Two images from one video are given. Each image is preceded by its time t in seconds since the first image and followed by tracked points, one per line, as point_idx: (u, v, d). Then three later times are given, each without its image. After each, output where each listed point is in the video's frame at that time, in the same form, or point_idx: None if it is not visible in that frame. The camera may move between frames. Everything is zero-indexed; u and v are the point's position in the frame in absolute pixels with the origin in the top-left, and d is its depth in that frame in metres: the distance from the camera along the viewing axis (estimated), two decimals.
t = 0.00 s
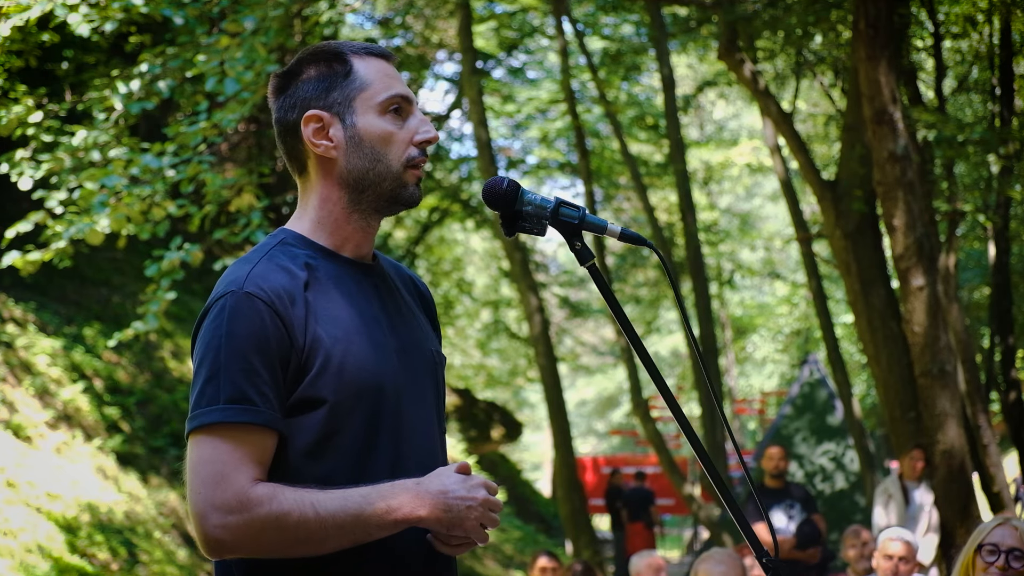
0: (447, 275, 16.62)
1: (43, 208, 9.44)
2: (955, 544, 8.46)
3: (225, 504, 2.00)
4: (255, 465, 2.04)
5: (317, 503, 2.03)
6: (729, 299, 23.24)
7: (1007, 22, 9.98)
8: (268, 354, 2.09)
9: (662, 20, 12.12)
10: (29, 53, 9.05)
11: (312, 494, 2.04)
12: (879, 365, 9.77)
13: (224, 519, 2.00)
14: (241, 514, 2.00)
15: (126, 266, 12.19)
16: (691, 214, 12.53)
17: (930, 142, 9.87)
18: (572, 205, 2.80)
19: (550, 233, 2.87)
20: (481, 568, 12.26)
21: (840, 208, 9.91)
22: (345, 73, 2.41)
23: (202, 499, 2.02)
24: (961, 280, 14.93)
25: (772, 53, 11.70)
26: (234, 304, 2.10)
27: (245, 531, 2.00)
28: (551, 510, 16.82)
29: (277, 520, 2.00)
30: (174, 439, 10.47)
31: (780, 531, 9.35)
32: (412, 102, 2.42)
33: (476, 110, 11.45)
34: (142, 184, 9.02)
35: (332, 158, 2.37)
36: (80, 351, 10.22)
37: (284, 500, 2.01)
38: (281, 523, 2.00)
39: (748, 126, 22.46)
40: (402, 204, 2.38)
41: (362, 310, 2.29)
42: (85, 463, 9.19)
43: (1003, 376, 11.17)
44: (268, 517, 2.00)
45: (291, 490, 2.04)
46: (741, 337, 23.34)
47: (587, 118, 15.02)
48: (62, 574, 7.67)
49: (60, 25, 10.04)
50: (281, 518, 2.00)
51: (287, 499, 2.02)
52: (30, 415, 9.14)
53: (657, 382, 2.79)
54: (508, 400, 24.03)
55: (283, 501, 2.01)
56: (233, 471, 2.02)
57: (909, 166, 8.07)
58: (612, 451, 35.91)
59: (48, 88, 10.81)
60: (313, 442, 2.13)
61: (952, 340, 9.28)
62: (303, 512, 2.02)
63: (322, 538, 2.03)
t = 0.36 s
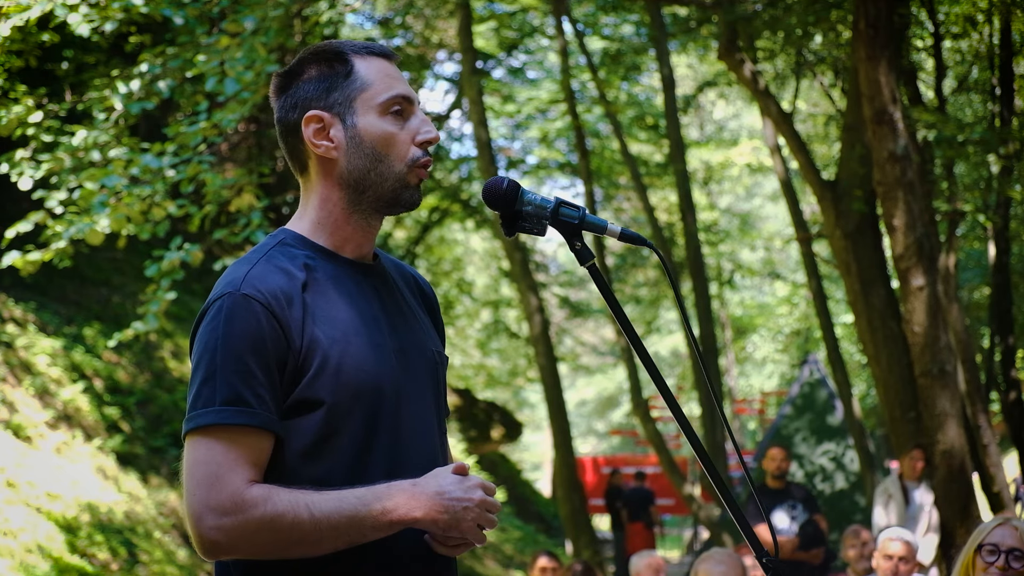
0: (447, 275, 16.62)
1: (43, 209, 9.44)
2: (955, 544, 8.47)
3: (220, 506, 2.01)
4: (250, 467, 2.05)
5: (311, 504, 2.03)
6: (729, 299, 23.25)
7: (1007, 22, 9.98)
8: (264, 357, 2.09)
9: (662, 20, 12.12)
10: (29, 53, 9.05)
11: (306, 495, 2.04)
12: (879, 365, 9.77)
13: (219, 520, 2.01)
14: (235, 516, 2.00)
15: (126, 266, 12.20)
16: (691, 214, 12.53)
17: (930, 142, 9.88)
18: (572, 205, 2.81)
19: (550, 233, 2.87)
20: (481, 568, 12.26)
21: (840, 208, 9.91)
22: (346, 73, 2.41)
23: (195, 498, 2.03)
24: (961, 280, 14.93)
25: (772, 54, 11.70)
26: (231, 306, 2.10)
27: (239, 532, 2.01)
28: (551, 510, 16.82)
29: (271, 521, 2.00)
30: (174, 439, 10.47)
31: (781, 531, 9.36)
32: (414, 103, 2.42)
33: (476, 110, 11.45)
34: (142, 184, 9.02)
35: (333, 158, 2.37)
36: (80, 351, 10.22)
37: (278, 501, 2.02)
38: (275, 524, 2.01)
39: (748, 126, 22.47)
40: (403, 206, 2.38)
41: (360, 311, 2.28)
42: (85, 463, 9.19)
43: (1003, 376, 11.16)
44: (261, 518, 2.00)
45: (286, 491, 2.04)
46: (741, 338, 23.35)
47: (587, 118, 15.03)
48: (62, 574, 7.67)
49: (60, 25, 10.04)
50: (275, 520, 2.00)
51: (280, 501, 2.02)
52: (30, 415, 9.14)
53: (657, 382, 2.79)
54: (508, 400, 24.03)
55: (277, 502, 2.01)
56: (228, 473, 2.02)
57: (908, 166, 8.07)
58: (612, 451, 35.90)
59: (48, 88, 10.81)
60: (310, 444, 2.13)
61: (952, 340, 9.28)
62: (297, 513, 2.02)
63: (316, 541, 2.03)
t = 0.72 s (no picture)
0: (447, 276, 16.61)
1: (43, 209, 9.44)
2: (955, 544, 8.47)
3: (218, 508, 2.02)
4: (249, 466, 2.05)
5: (302, 494, 2.02)
6: (729, 299, 23.25)
7: (1007, 22, 9.98)
8: (266, 358, 2.09)
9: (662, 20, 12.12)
10: (29, 53, 9.05)
11: (299, 483, 2.04)
12: (878, 365, 9.78)
13: (220, 523, 2.02)
14: (233, 516, 2.01)
15: (126, 265, 12.20)
16: (691, 214, 12.53)
17: (930, 142, 9.88)
18: (572, 205, 2.80)
19: (551, 233, 2.87)
20: (481, 568, 12.26)
21: (840, 208, 9.91)
22: (353, 73, 2.40)
23: (197, 503, 2.05)
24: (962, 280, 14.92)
25: (772, 54, 11.70)
26: (233, 308, 2.10)
27: (238, 532, 2.02)
28: (551, 510, 16.82)
29: (267, 518, 2.01)
30: (174, 439, 10.46)
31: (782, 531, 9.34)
32: (419, 103, 2.42)
33: (476, 110, 11.46)
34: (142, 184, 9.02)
35: (338, 158, 2.37)
36: (80, 352, 10.22)
37: (270, 496, 2.01)
38: (271, 519, 2.01)
39: (748, 126, 22.47)
40: (408, 206, 2.39)
41: (361, 310, 2.28)
42: (85, 463, 9.19)
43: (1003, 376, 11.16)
44: (257, 515, 2.01)
45: (277, 483, 2.03)
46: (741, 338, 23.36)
47: (587, 118, 15.03)
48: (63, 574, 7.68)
49: (60, 25, 10.04)
50: (269, 515, 2.01)
51: (273, 495, 2.01)
52: (30, 415, 9.14)
53: (657, 382, 2.79)
54: (508, 400, 24.02)
55: (269, 496, 2.01)
56: (227, 474, 2.03)
57: (908, 166, 8.08)
58: (612, 451, 35.90)
59: (48, 88, 10.81)
60: (311, 444, 2.13)
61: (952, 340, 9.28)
62: (291, 505, 2.01)
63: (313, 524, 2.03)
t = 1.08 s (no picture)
0: (447, 275, 16.61)
1: (43, 209, 9.44)
2: (955, 544, 8.48)
3: (224, 516, 2.02)
4: (253, 472, 2.05)
5: (310, 506, 2.02)
6: (729, 299, 23.26)
7: (1007, 22, 9.97)
8: (268, 361, 2.09)
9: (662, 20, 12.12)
10: (29, 53, 9.05)
11: (304, 495, 2.04)
12: (878, 365, 9.78)
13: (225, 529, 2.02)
14: (239, 523, 2.01)
15: (125, 266, 12.20)
16: (691, 214, 12.53)
17: (930, 142, 9.88)
18: (572, 205, 2.80)
19: (550, 233, 2.87)
20: (481, 568, 12.27)
21: (840, 208, 9.91)
22: (364, 77, 2.39)
23: (202, 508, 2.05)
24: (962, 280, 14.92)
25: (772, 53, 11.70)
26: (235, 311, 2.10)
27: (245, 540, 2.02)
28: (551, 510, 16.83)
29: (273, 527, 2.01)
30: (175, 439, 10.46)
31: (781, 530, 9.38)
32: (425, 110, 2.43)
33: (476, 110, 11.46)
34: (142, 184, 9.02)
35: (344, 161, 2.37)
36: (80, 351, 10.22)
37: (275, 506, 2.01)
38: (278, 529, 2.01)
39: (748, 126, 22.48)
40: (411, 212, 2.40)
41: (362, 313, 2.29)
42: (85, 463, 9.19)
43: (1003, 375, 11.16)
44: (263, 524, 2.01)
45: (284, 495, 2.03)
46: (741, 337, 23.37)
47: (587, 118, 15.03)
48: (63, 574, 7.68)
49: (60, 25, 10.04)
50: (277, 523, 2.01)
51: (278, 505, 2.01)
52: (30, 415, 9.14)
53: (657, 382, 2.79)
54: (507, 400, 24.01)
55: (275, 507, 2.01)
56: (231, 480, 2.03)
57: (908, 166, 8.08)
58: (612, 451, 35.91)
59: (48, 88, 10.81)
60: (313, 446, 2.13)
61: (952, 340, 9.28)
62: (298, 515, 2.01)
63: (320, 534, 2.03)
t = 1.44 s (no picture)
0: (447, 276, 16.62)
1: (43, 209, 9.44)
2: (955, 544, 8.50)
3: (227, 516, 2.01)
4: (255, 473, 2.05)
5: (317, 505, 2.03)
6: (729, 299, 23.26)
7: (1007, 22, 9.97)
8: (270, 362, 2.09)
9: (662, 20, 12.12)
10: (29, 53, 9.05)
11: (310, 495, 2.04)
12: (878, 365, 9.78)
13: (228, 530, 2.02)
14: (242, 524, 2.01)
15: (125, 266, 12.21)
16: (691, 214, 12.53)
17: (930, 142, 9.88)
18: (571, 205, 2.81)
19: (550, 233, 2.87)
20: (481, 568, 12.27)
21: (840, 208, 9.90)
22: (374, 76, 2.40)
23: (203, 509, 2.04)
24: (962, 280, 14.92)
25: (772, 54, 11.70)
26: (237, 312, 2.10)
27: (248, 539, 2.02)
28: (551, 510, 16.83)
29: (278, 526, 2.01)
30: (174, 439, 10.46)
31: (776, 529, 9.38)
32: (431, 112, 2.44)
33: (476, 110, 11.46)
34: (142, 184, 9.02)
35: (351, 160, 2.37)
36: (80, 351, 10.22)
37: (282, 505, 2.02)
38: (283, 529, 2.02)
39: (748, 126, 22.48)
40: (415, 212, 2.41)
41: (363, 314, 2.29)
42: (85, 463, 9.19)
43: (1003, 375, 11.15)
44: (269, 524, 2.01)
45: (291, 492, 2.04)
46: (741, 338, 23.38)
47: (587, 118, 15.04)
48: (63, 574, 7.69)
49: (60, 25, 10.04)
50: (283, 522, 2.01)
51: (285, 504, 2.02)
52: (30, 415, 9.14)
53: (657, 382, 2.79)
54: (508, 400, 24.01)
55: (282, 505, 2.02)
56: (234, 481, 2.03)
57: (909, 166, 8.08)
58: (612, 451, 35.91)
59: (48, 88, 10.82)
60: (314, 448, 2.13)
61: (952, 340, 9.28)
62: (304, 514, 2.02)
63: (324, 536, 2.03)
